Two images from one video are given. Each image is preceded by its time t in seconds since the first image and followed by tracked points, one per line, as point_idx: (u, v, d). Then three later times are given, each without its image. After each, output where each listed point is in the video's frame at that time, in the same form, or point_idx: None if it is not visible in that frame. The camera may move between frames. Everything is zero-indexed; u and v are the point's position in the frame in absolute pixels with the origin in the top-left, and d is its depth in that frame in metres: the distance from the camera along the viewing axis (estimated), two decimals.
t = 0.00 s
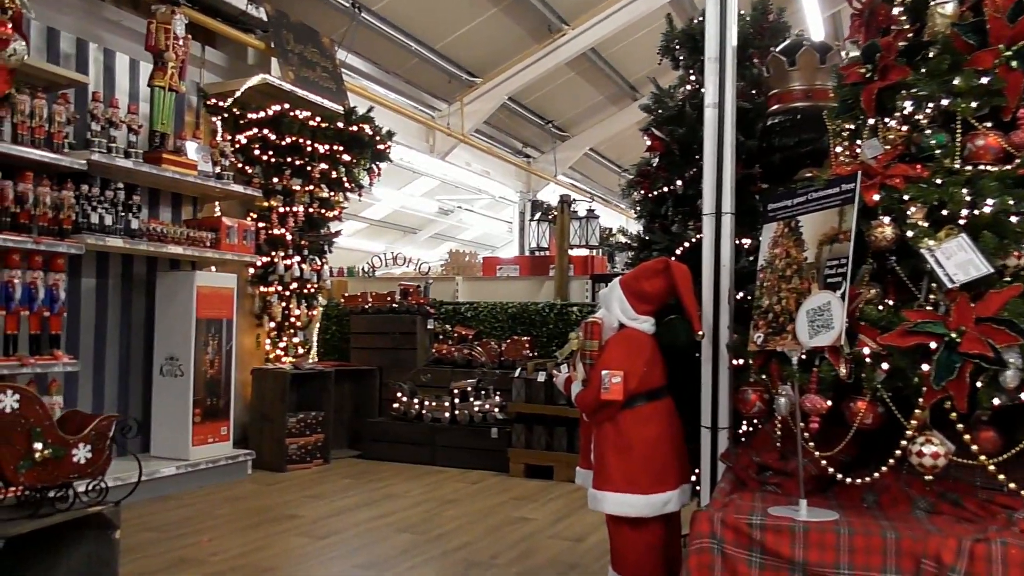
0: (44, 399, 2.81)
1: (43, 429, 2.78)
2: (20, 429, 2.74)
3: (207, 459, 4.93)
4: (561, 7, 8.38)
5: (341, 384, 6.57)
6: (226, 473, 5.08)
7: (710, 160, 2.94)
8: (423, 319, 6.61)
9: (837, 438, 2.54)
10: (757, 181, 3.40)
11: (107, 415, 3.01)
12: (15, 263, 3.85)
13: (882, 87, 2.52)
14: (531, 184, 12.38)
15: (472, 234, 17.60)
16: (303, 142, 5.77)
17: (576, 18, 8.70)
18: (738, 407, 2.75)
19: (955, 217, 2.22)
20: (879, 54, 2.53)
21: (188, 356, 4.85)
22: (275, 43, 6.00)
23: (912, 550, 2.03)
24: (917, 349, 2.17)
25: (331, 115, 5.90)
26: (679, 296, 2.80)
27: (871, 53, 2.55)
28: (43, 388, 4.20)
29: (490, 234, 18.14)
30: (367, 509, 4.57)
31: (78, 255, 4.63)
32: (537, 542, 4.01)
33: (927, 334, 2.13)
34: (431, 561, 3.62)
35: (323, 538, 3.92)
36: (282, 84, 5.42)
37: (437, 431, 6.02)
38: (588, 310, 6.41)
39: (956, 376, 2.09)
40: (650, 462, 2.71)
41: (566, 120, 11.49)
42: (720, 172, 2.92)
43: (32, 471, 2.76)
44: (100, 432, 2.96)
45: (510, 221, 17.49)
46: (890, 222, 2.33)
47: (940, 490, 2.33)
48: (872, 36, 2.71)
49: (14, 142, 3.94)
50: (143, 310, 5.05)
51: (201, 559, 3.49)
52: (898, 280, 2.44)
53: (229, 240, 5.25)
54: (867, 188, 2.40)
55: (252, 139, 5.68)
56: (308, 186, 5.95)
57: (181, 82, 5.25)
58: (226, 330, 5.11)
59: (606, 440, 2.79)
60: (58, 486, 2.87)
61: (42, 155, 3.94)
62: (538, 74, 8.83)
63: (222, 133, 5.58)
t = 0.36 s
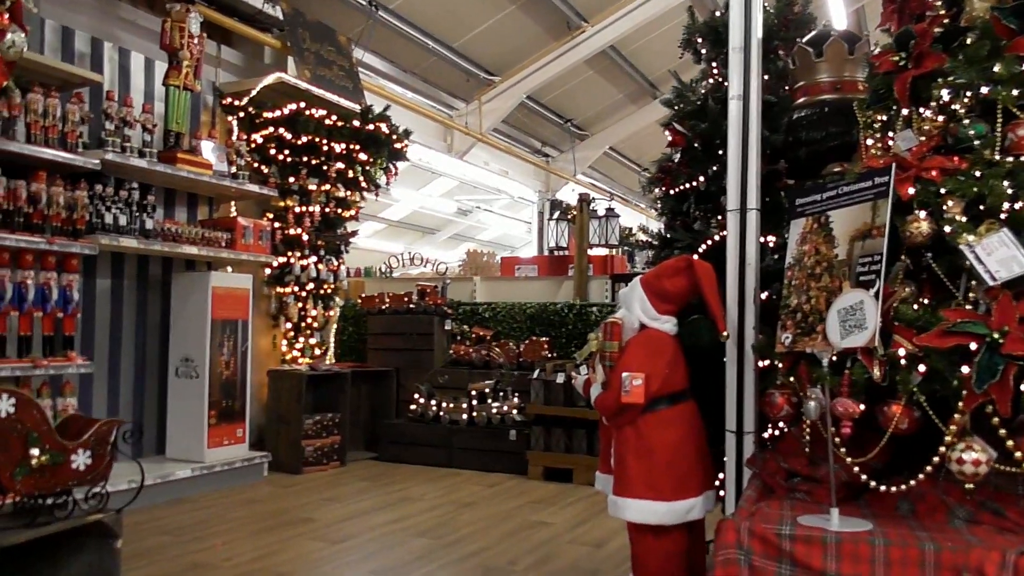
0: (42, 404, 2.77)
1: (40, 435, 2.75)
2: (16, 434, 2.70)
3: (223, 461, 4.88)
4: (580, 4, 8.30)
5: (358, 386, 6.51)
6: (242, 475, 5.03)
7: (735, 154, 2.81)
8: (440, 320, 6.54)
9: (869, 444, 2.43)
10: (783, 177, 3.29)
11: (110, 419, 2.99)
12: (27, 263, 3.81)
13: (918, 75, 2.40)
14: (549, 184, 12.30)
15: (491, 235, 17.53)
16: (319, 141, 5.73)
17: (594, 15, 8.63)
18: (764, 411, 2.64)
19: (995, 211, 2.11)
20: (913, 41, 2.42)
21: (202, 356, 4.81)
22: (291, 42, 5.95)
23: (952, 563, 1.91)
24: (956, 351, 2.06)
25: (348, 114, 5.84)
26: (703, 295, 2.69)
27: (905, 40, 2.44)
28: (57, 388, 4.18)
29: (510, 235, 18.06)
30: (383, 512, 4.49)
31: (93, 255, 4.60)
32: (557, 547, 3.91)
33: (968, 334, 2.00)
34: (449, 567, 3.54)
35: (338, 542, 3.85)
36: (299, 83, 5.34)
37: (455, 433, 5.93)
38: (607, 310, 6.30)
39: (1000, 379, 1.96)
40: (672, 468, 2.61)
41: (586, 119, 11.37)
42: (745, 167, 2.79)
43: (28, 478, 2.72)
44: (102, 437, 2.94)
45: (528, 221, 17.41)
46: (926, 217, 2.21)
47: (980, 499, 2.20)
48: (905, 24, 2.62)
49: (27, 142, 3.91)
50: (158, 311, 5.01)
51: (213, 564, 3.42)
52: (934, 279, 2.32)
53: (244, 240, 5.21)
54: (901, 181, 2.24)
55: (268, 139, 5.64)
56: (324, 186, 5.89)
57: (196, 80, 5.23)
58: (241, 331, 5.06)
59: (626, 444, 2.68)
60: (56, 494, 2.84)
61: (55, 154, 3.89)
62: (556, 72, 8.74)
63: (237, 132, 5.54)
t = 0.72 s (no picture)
0: (62, 406, 2.70)
1: (60, 437, 2.67)
2: (37, 436, 2.62)
3: (257, 460, 4.87)
4: None
5: (393, 385, 6.47)
6: (278, 474, 5.01)
7: (779, 145, 2.68)
8: (475, 320, 6.48)
9: (925, 451, 2.30)
10: (829, 170, 3.19)
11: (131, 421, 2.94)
12: (63, 263, 3.82)
13: (977, 57, 2.24)
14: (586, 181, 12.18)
15: (527, 234, 17.43)
16: (353, 139, 5.71)
17: (631, 9, 8.52)
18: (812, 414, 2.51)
19: None
20: (972, 22, 2.28)
21: (237, 355, 4.79)
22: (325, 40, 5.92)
23: None
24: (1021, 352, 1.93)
25: (382, 112, 5.79)
26: (746, 293, 2.57)
27: (964, 21, 2.31)
28: (93, 387, 4.18)
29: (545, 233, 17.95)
30: (417, 514, 4.43)
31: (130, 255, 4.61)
32: (594, 552, 3.81)
33: None
34: (483, 571, 3.46)
35: (371, 544, 3.80)
36: (332, 81, 5.31)
37: (490, 433, 5.86)
38: (645, 309, 6.15)
39: None
40: (714, 473, 2.50)
41: (622, 115, 11.24)
42: (790, 158, 2.66)
43: (48, 480, 2.63)
44: (124, 439, 2.89)
45: (564, 219, 17.29)
46: (989, 208, 2.08)
47: None
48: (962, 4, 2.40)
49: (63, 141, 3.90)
50: (194, 311, 5.02)
51: (245, 566, 3.39)
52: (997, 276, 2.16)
53: (278, 238, 5.19)
54: (960, 171, 2.14)
55: (301, 137, 5.62)
56: (359, 184, 5.84)
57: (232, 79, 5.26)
58: (275, 330, 5.04)
59: (666, 448, 2.57)
60: (78, 497, 2.77)
61: (90, 154, 3.89)
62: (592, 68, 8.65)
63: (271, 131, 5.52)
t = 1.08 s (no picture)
0: (87, 407, 2.43)
1: (84, 440, 2.42)
2: (56, 439, 2.35)
3: (297, 460, 4.85)
4: None
5: (432, 385, 6.43)
6: (317, 474, 5.00)
7: (832, 135, 2.53)
8: (515, 319, 6.40)
9: (993, 459, 2.15)
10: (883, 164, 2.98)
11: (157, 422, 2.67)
12: (104, 263, 3.83)
13: None
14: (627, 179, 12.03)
15: (569, 233, 17.31)
16: (392, 138, 5.67)
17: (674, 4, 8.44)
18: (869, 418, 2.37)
19: None
20: None
21: (276, 355, 4.78)
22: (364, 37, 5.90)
23: None
24: None
25: (420, 110, 5.73)
26: (798, 291, 2.44)
27: None
28: (134, 386, 4.20)
29: (587, 233, 17.81)
30: (457, 516, 4.37)
31: (171, 254, 4.63)
32: (636, 558, 3.70)
33: None
34: None
35: (409, 547, 3.74)
36: (371, 78, 5.37)
37: (530, 435, 5.78)
38: (689, 309, 5.97)
39: None
40: (764, 480, 2.37)
41: (665, 112, 11.08)
42: (845, 148, 2.50)
43: (71, 485, 2.39)
44: (150, 443, 2.63)
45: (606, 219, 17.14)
46: None
47: None
48: None
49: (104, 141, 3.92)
50: (234, 311, 5.02)
51: (282, 568, 3.35)
52: None
53: (317, 237, 5.16)
54: None
55: (340, 136, 5.60)
56: (398, 183, 5.79)
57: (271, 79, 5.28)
58: (314, 330, 5.02)
59: (713, 454, 2.45)
60: (105, 502, 2.59)
61: (130, 153, 3.90)
62: (634, 63, 8.54)
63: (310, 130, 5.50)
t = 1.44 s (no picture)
0: (96, 413, 2.69)
1: (93, 446, 2.68)
2: (68, 446, 2.61)
3: (324, 461, 4.81)
4: None
5: (461, 386, 6.36)
6: (344, 476, 4.95)
7: (878, 124, 2.39)
8: (546, 319, 6.31)
9: None
10: (931, 157, 2.71)
11: (167, 428, 2.95)
12: (131, 262, 3.82)
13: None
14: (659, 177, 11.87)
15: (600, 233, 17.16)
16: (420, 135, 5.62)
17: None
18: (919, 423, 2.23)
19: None
20: None
21: (304, 355, 4.74)
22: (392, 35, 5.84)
23: None
24: None
25: (449, 107, 5.66)
26: (842, 288, 2.31)
27: None
28: (161, 386, 4.18)
29: (618, 232, 17.64)
30: (486, 519, 4.29)
31: (198, 254, 4.61)
32: (670, 565, 3.59)
33: None
34: None
35: (437, 552, 3.67)
36: (399, 76, 5.31)
37: (561, 437, 5.68)
38: (724, 309, 5.80)
39: None
40: (807, 488, 2.25)
41: (697, 109, 10.91)
42: (891, 138, 2.36)
43: (80, 492, 2.65)
44: (162, 447, 2.91)
45: (637, 218, 16.97)
46: None
47: None
48: None
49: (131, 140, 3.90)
50: (262, 311, 4.99)
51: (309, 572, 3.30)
52: None
53: (345, 237, 5.12)
54: None
55: (368, 134, 5.55)
56: (426, 181, 5.74)
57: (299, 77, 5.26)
58: (342, 330, 4.97)
59: (752, 460, 2.33)
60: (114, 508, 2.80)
61: (156, 152, 3.88)
62: (667, 59, 8.42)
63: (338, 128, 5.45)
